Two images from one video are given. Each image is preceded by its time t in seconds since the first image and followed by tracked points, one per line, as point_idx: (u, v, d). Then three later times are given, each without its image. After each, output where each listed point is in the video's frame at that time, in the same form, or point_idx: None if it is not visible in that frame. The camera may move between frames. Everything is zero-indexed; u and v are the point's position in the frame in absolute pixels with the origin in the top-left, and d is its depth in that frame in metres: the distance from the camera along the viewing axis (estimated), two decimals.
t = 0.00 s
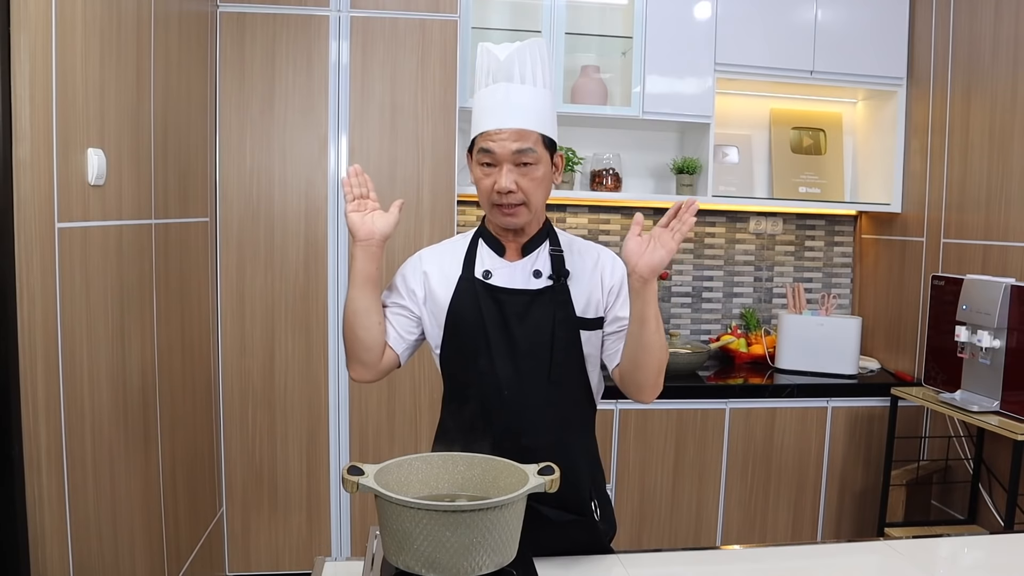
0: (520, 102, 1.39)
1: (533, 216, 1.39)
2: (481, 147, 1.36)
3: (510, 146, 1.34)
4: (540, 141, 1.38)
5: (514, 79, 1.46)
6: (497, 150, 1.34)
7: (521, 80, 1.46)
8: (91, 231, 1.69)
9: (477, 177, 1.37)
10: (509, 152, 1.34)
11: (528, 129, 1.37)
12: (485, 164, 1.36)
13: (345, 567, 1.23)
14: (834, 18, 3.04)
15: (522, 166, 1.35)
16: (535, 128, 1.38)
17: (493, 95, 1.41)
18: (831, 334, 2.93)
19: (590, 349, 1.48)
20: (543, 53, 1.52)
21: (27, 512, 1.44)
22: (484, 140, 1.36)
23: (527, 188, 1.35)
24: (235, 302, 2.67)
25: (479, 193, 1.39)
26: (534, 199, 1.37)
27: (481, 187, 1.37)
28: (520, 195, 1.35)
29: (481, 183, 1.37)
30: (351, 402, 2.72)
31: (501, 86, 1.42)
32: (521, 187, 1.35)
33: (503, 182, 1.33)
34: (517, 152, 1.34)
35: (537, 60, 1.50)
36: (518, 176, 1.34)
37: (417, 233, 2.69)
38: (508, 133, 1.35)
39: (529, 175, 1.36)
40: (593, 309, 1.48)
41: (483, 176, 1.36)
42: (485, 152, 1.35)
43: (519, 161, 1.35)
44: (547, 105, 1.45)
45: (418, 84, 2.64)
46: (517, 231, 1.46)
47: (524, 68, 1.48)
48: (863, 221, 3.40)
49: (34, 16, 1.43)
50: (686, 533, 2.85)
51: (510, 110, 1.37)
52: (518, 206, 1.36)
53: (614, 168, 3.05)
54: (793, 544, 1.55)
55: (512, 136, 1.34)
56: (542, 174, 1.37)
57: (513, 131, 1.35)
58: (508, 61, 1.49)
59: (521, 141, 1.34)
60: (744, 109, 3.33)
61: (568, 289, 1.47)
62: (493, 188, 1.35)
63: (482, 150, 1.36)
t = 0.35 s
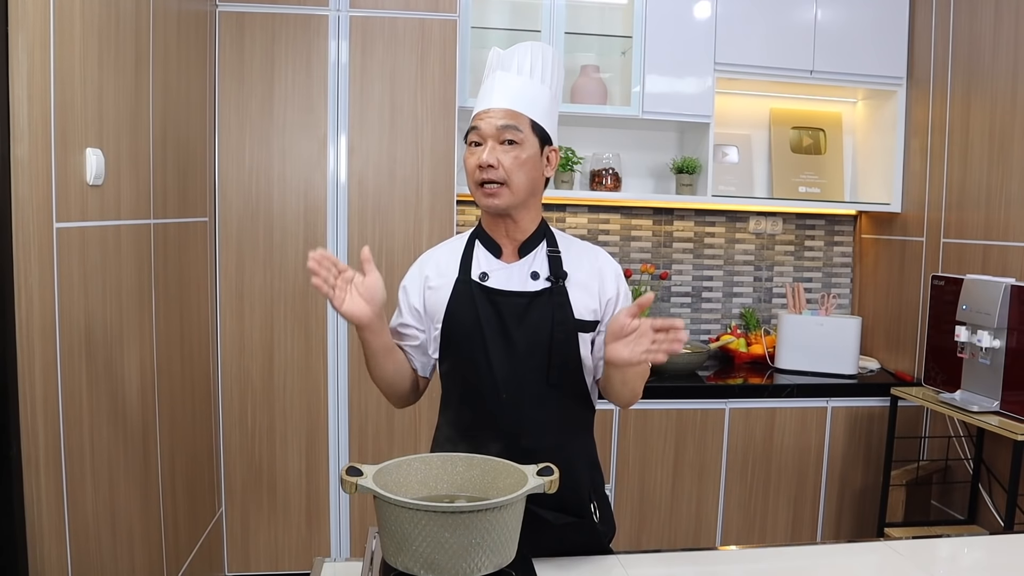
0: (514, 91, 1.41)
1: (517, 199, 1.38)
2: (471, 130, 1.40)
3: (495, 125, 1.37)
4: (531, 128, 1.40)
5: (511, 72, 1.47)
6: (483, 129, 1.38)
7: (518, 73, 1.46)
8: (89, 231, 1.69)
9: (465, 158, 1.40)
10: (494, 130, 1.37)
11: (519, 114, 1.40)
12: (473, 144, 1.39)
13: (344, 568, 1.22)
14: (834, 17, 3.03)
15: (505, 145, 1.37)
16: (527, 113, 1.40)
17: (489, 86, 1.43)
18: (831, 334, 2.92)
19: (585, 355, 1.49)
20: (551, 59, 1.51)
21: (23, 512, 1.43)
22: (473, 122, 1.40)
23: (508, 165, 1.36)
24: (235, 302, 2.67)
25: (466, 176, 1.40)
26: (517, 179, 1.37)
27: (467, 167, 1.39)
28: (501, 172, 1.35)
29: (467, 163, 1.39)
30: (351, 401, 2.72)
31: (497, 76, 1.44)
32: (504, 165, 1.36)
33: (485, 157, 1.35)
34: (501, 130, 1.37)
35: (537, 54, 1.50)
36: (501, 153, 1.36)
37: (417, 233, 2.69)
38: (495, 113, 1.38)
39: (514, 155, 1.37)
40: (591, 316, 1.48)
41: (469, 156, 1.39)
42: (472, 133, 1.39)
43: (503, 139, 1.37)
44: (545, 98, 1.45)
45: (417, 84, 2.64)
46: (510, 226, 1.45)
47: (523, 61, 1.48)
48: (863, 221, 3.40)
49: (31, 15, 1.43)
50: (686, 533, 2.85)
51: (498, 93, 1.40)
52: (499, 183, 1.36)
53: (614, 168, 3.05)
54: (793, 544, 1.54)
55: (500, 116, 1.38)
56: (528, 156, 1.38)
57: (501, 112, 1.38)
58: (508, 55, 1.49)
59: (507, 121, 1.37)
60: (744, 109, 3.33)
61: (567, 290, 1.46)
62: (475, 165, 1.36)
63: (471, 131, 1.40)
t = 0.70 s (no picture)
0: (505, 91, 1.40)
1: (512, 203, 1.38)
2: (465, 133, 1.39)
3: (488, 129, 1.36)
4: (525, 131, 1.39)
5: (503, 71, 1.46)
6: (476, 133, 1.37)
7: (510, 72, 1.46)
8: (88, 230, 1.69)
9: (460, 162, 1.39)
10: (487, 134, 1.36)
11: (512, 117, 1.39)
12: (467, 149, 1.38)
13: (344, 568, 1.22)
14: (834, 17, 3.03)
15: (499, 149, 1.36)
16: (520, 116, 1.39)
17: (480, 87, 1.43)
18: (830, 334, 2.92)
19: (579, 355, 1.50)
20: (544, 54, 1.52)
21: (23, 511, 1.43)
22: (466, 126, 1.39)
23: (503, 170, 1.35)
24: (235, 301, 2.66)
25: (461, 180, 1.40)
26: (511, 183, 1.36)
27: (461, 171, 1.38)
28: (495, 177, 1.35)
29: (461, 167, 1.38)
30: (351, 401, 2.71)
31: (488, 77, 1.43)
32: (497, 169, 1.35)
33: (479, 162, 1.34)
34: (494, 134, 1.36)
35: (528, 52, 1.49)
36: (494, 158, 1.35)
37: (416, 232, 2.69)
38: (488, 116, 1.37)
39: (508, 159, 1.36)
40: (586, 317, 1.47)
41: (464, 160, 1.38)
42: (466, 136, 1.38)
43: (496, 143, 1.36)
44: (538, 96, 1.45)
45: (417, 84, 2.64)
46: (506, 228, 1.45)
47: (515, 59, 1.48)
48: (863, 221, 3.39)
49: (30, 14, 1.43)
50: (686, 533, 2.85)
51: (492, 95, 1.40)
52: (493, 188, 1.36)
53: (614, 168, 3.04)
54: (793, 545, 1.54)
55: (494, 119, 1.37)
56: (523, 160, 1.37)
57: (494, 115, 1.37)
58: (499, 54, 1.49)
59: (500, 124, 1.36)
60: (744, 109, 3.32)
61: (563, 291, 1.46)
62: (469, 170, 1.36)
63: (465, 134, 1.39)
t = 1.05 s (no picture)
0: (502, 92, 1.40)
1: (511, 203, 1.37)
2: (466, 133, 1.39)
3: (488, 128, 1.36)
4: (524, 132, 1.39)
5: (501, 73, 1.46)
6: (476, 133, 1.37)
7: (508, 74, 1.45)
8: (89, 230, 1.68)
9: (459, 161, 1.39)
10: (487, 134, 1.36)
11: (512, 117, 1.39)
12: (467, 148, 1.38)
13: (345, 569, 1.22)
14: (835, 17, 3.03)
15: (499, 149, 1.36)
16: (519, 117, 1.39)
17: (481, 89, 1.43)
18: (831, 335, 2.92)
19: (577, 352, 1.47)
20: (546, 58, 1.50)
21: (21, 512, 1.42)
22: (467, 126, 1.39)
23: (502, 170, 1.35)
24: (235, 302, 2.66)
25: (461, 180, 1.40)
26: (510, 183, 1.36)
27: (461, 171, 1.38)
28: (493, 176, 1.35)
29: (461, 167, 1.38)
30: (351, 402, 2.71)
31: (488, 79, 1.43)
32: (496, 169, 1.35)
33: (478, 161, 1.34)
34: (494, 133, 1.36)
35: (529, 54, 1.48)
36: (494, 157, 1.35)
37: (417, 233, 2.68)
38: (489, 116, 1.37)
39: (507, 158, 1.36)
40: (580, 311, 1.46)
41: (463, 160, 1.38)
42: (466, 136, 1.38)
43: (496, 143, 1.36)
44: (536, 98, 1.44)
45: (418, 84, 2.64)
46: (505, 228, 1.45)
47: (514, 61, 1.47)
48: (864, 221, 3.39)
49: (30, 14, 1.43)
50: (687, 534, 2.84)
51: (492, 96, 1.40)
52: (492, 188, 1.35)
53: (615, 168, 3.04)
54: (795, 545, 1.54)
55: (494, 119, 1.37)
56: (522, 160, 1.37)
57: (494, 115, 1.37)
58: (499, 56, 1.48)
59: (500, 124, 1.36)
60: (745, 109, 3.32)
61: (561, 290, 1.46)
62: (469, 169, 1.36)
63: (465, 134, 1.39)
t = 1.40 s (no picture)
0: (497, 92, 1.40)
1: (504, 200, 1.37)
2: (458, 132, 1.39)
3: (480, 126, 1.36)
4: (517, 129, 1.39)
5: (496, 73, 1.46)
6: (468, 131, 1.37)
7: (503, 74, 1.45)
8: (89, 230, 1.68)
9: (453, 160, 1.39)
10: (479, 132, 1.35)
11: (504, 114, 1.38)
12: (459, 147, 1.38)
13: (345, 569, 1.21)
14: (835, 17, 3.02)
15: (491, 147, 1.35)
16: (513, 115, 1.39)
17: (474, 90, 1.43)
18: (831, 336, 2.92)
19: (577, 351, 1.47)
20: (540, 59, 1.50)
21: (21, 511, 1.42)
22: (459, 124, 1.39)
23: (494, 168, 1.34)
24: (236, 302, 2.66)
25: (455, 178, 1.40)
26: (503, 181, 1.36)
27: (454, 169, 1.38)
28: (486, 174, 1.34)
29: (454, 165, 1.38)
30: (351, 403, 2.71)
31: (482, 78, 1.43)
32: (489, 167, 1.35)
33: (470, 159, 1.34)
34: (486, 131, 1.35)
35: (523, 54, 1.48)
36: (486, 155, 1.34)
37: (418, 233, 2.68)
38: (481, 114, 1.37)
39: (500, 156, 1.35)
40: (577, 309, 1.46)
41: (456, 158, 1.38)
42: (459, 135, 1.38)
43: (488, 141, 1.35)
44: (531, 97, 1.44)
45: (418, 84, 2.63)
46: (500, 226, 1.45)
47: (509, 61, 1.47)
48: (865, 221, 3.39)
49: (31, 13, 1.42)
50: (687, 534, 2.84)
51: (485, 96, 1.39)
52: (484, 186, 1.35)
53: (616, 168, 3.04)
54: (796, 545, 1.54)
55: (486, 118, 1.37)
56: (514, 157, 1.36)
57: (487, 113, 1.37)
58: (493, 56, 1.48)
59: (492, 122, 1.36)
60: (745, 109, 3.32)
61: (558, 288, 1.46)
62: (461, 168, 1.36)
63: (457, 133, 1.39)
